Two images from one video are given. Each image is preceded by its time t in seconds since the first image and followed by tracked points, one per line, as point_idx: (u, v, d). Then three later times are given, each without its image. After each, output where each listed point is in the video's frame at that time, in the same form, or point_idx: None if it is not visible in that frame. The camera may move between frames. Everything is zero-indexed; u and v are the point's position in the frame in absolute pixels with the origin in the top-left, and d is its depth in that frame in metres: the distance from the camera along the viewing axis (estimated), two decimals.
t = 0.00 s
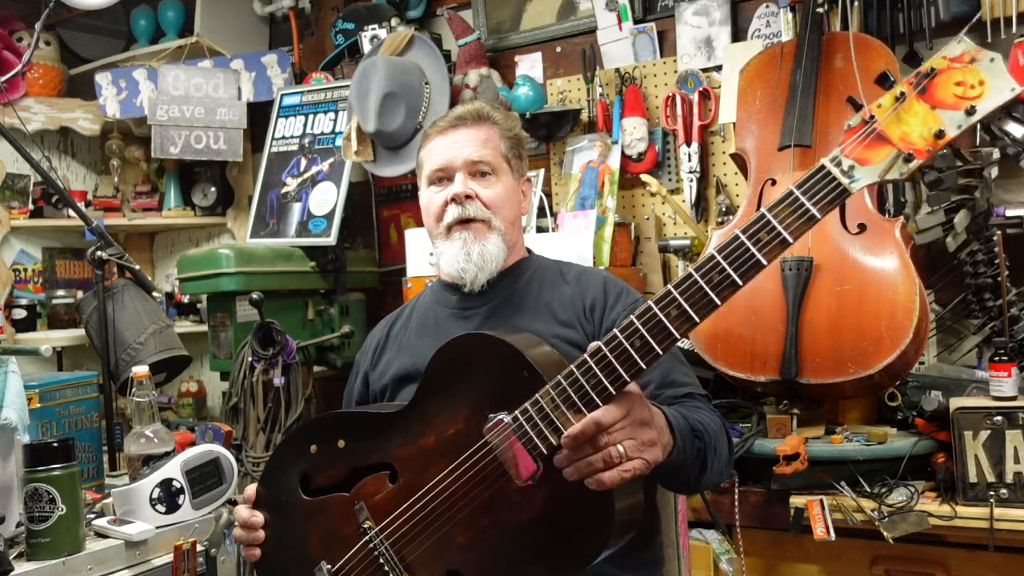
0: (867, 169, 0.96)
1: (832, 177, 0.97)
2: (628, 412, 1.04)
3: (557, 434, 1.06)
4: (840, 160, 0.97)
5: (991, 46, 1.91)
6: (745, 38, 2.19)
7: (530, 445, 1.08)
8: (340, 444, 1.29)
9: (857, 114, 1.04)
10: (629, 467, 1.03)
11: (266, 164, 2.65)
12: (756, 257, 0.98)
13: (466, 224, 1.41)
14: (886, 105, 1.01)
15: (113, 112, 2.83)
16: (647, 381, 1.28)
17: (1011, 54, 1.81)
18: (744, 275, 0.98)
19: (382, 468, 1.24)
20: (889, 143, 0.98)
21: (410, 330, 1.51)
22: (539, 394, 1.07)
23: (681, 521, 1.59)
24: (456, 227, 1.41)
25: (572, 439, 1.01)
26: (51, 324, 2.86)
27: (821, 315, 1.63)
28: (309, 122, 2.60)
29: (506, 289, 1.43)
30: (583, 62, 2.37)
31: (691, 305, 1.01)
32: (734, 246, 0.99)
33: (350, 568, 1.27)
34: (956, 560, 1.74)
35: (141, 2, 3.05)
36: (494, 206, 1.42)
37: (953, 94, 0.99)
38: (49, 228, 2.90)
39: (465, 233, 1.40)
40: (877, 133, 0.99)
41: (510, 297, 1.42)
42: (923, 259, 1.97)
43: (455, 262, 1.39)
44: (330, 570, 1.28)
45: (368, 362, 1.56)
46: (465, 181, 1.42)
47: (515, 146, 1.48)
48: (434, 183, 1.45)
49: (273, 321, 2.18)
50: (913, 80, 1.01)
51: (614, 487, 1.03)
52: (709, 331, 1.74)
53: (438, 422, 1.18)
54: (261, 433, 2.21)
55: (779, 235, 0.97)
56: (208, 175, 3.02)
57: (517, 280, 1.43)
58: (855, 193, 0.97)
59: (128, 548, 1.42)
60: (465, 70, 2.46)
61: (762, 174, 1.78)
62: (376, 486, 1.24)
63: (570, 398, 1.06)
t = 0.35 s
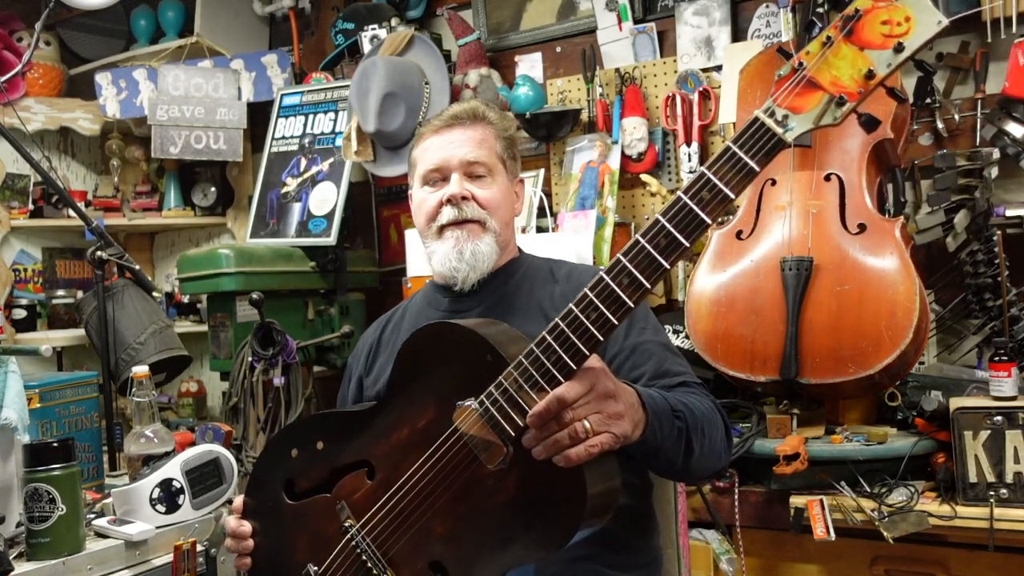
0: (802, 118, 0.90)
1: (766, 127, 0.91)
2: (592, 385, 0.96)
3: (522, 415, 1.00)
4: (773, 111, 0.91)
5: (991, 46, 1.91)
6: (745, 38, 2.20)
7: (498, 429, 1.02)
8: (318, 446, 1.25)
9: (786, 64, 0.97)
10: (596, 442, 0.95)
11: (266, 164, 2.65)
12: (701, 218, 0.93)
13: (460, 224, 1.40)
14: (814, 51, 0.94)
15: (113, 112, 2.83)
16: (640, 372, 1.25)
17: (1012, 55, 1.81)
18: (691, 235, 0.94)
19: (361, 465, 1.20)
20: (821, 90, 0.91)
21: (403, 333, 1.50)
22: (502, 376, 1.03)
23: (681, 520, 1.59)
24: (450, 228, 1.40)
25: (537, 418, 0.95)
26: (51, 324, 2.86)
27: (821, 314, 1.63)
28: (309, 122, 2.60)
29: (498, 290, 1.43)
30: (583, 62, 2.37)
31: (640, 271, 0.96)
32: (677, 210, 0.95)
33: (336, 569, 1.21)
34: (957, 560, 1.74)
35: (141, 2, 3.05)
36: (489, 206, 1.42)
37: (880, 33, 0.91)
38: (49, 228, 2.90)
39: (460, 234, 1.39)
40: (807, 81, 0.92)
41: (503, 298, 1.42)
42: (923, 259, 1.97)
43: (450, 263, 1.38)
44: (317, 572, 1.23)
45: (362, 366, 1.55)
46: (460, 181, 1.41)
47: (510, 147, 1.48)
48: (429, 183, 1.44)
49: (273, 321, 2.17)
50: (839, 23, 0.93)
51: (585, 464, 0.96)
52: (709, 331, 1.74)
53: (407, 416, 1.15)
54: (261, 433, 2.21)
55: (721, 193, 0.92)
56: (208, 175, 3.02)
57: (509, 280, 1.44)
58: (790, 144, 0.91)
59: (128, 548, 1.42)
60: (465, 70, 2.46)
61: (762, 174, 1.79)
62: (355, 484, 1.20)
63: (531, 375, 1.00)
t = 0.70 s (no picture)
0: (810, 135, 0.90)
1: (770, 144, 0.90)
2: (588, 403, 0.96)
3: (516, 432, 0.99)
4: (779, 127, 0.90)
5: (991, 46, 1.91)
6: (745, 39, 2.20)
7: (491, 445, 1.01)
8: (310, 451, 1.24)
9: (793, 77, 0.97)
10: (591, 462, 0.96)
11: (266, 164, 2.65)
12: (703, 239, 0.92)
13: (448, 216, 1.40)
14: (824, 64, 0.94)
15: (113, 112, 2.82)
16: (630, 372, 1.26)
17: (1012, 55, 1.81)
18: (691, 255, 0.93)
19: (353, 473, 1.19)
20: (831, 105, 0.91)
21: (396, 336, 1.50)
22: (496, 393, 1.00)
23: (681, 520, 1.59)
24: (439, 220, 1.40)
25: (531, 435, 0.96)
26: (51, 324, 2.86)
27: (820, 314, 1.63)
28: (309, 122, 2.60)
29: (489, 291, 1.43)
30: (583, 62, 2.37)
31: (636, 289, 0.95)
32: (678, 229, 0.94)
33: None
34: (957, 561, 1.74)
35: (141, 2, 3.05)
36: (476, 198, 1.41)
37: (894, 47, 0.92)
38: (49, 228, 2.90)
39: (448, 226, 1.39)
40: (817, 95, 0.92)
41: (495, 299, 1.42)
42: (923, 259, 1.97)
43: (438, 255, 1.38)
44: None
45: (357, 370, 1.55)
46: (446, 172, 1.42)
47: (496, 144, 1.49)
48: (417, 178, 1.45)
49: (273, 321, 2.17)
50: (851, 34, 0.94)
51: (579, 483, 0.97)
52: (709, 331, 1.74)
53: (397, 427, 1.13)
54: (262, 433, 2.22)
55: (723, 213, 0.92)
56: (208, 175, 3.02)
57: (500, 282, 1.43)
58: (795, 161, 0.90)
59: (128, 548, 1.42)
60: (465, 70, 2.46)
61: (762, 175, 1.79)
62: (347, 492, 1.18)
63: (526, 393, 0.98)
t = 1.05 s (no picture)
0: (783, 113, 0.94)
1: (746, 123, 0.94)
2: (586, 387, 0.95)
3: (508, 418, 1.00)
4: (754, 106, 0.94)
5: (991, 46, 1.91)
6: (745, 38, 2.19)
7: (484, 433, 1.02)
8: (302, 455, 1.22)
9: (765, 56, 1.00)
10: (584, 446, 0.95)
11: (266, 164, 2.65)
12: (683, 217, 0.95)
13: (460, 228, 1.40)
14: (795, 42, 0.97)
15: (113, 112, 2.82)
16: (641, 382, 1.25)
17: (1012, 54, 1.81)
18: (673, 235, 0.96)
19: (347, 473, 1.18)
20: (802, 82, 0.95)
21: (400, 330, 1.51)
22: (486, 381, 1.02)
23: (681, 520, 1.59)
24: (450, 231, 1.41)
25: (528, 415, 0.94)
26: (51, 325, 2.86)
27: (821, 314, 1.63)
28: (309, 122, 2.60)
29: (497, 294, 1.44)
30: (583, 62, 2.38)
31: (621, 272, 0.97)
32: (658, 210, 0.97)
33: None
34: (957, 560, 1.74)
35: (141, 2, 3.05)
36: (490, 209, 1.42)
37: (861, 23, 0.96)
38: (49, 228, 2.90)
39: (460, 239, 1.39)
40: (788, 73, 0.95)
41: (502, 301, 1.43)
42: (923, 259, 1.97)
43: (451, 270, 1.39)
44: None
45: (359, 361, 1.55)
46: (459, 184, 1.41)
47: (507, 145, 1.48)
48: (426, 185, 1.44)
49: (273, 321, 2.17)
50: (819, 12, 0.97)
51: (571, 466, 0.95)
52: (709, 332, 1.74)
53: (391, 423, 1.13)
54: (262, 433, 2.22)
55: (703, 191, 0.95)
56: (208, 175, 3.02)
57: (511, 284, 1.44)
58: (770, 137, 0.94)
59: (128, 549, 1.42)
60: (465, 70, 2.46)
61: (762, 174, 1.80)
62: (342, 493, 1.17)
63: (518, 382, 1.00)
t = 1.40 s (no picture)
0: (777, 118, 0.90)
1: (738, 130, 0.90)
2: (581, 408, 0.96)
3: (501, 437, 0.99)
4: (745, 112, 0.90)
5: (991, 46, 1.91)
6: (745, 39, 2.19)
7: (475, 451, 1.01)
8: (293, 466, 1.22)
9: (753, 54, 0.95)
10: (579, 467, 0.95)
11: (266, 164, 2.65)
12: (673, 230, 0.93)
13: (466, 234, 1.41)
14: (786, 43, 0.91)
15: (113, 112, 2.82)
16: (641, 393, 1.25)
17: (1011, 54, 1.81)
18: (663, 249, 0.94)
19: (337, 486, 1.17)
20: (796, 86, 0.90)
21: (404, 329, 1.52)
22: (475, 398, 1.00)
23: (681, 520, 1.59)
24: (456, 236, 1.41)
25: (521, 433, 0.95)
26: (51, 324, 2.85)
27: (821, 315, 1.63)
28: (309, 122, 2.60)
29: (502, 299, 1.44)
30: (583, 62, 2.38)
31: (609, 287, 0.95)
32: (647, 220, 0.94)
33: None
34: (957, 560, 1.74)
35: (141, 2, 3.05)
36: (495, 213, 1.42)
37: (857, 21, 0.90)
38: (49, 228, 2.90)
39: (466, 246, 1.40)
40: (781, 76, 0.90)
41: (508, 305, 1.44)
42: (923, 259, 1.97)
43: (457, 278, 1.40)
44: None
45: (361, 356, 1.55)
46: (465, 187, 1.40)
47: (515, 145, 1.48)
48: (432, 186, 1.43)
49: (273, 321, 2.17)
50: (812, 9, 0.91)
51: (566, 488, 0.95)
52: (709, 332, 1.74)
53: (381, 436, 1.11)
54: (262, 433, 2.22)
55: (689, 202, 0.92)
56: (208, 175, 3.02)
57: (517, 288, 1.45)
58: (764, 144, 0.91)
59: (128, 549, 1.42)
60: (465, 70, 2.46)
61: (763, 175, 1.80)
62: (334, 506, 1.17)
63: (508, 400, 0.98)
